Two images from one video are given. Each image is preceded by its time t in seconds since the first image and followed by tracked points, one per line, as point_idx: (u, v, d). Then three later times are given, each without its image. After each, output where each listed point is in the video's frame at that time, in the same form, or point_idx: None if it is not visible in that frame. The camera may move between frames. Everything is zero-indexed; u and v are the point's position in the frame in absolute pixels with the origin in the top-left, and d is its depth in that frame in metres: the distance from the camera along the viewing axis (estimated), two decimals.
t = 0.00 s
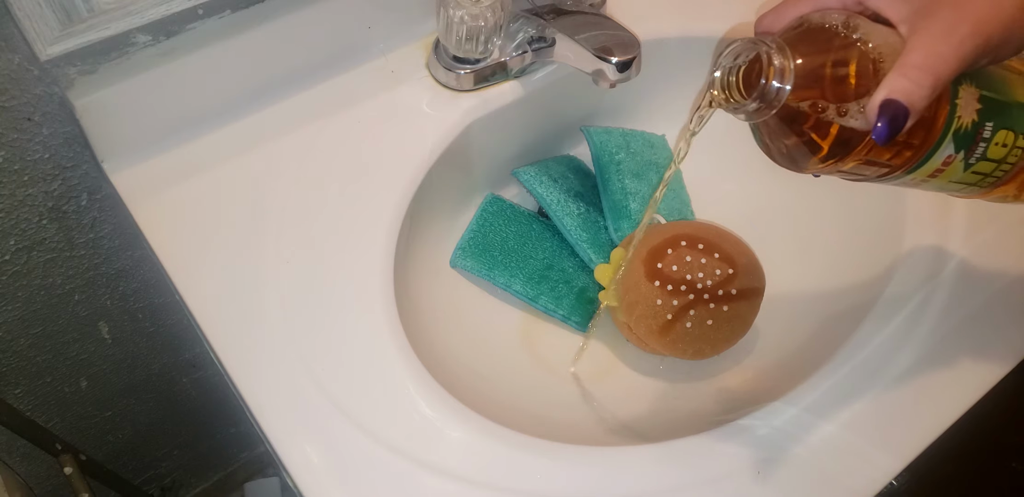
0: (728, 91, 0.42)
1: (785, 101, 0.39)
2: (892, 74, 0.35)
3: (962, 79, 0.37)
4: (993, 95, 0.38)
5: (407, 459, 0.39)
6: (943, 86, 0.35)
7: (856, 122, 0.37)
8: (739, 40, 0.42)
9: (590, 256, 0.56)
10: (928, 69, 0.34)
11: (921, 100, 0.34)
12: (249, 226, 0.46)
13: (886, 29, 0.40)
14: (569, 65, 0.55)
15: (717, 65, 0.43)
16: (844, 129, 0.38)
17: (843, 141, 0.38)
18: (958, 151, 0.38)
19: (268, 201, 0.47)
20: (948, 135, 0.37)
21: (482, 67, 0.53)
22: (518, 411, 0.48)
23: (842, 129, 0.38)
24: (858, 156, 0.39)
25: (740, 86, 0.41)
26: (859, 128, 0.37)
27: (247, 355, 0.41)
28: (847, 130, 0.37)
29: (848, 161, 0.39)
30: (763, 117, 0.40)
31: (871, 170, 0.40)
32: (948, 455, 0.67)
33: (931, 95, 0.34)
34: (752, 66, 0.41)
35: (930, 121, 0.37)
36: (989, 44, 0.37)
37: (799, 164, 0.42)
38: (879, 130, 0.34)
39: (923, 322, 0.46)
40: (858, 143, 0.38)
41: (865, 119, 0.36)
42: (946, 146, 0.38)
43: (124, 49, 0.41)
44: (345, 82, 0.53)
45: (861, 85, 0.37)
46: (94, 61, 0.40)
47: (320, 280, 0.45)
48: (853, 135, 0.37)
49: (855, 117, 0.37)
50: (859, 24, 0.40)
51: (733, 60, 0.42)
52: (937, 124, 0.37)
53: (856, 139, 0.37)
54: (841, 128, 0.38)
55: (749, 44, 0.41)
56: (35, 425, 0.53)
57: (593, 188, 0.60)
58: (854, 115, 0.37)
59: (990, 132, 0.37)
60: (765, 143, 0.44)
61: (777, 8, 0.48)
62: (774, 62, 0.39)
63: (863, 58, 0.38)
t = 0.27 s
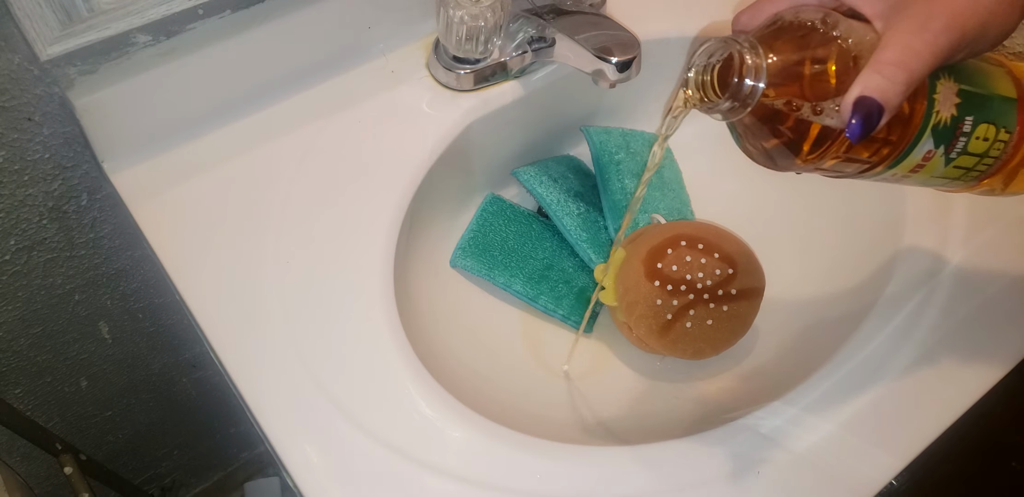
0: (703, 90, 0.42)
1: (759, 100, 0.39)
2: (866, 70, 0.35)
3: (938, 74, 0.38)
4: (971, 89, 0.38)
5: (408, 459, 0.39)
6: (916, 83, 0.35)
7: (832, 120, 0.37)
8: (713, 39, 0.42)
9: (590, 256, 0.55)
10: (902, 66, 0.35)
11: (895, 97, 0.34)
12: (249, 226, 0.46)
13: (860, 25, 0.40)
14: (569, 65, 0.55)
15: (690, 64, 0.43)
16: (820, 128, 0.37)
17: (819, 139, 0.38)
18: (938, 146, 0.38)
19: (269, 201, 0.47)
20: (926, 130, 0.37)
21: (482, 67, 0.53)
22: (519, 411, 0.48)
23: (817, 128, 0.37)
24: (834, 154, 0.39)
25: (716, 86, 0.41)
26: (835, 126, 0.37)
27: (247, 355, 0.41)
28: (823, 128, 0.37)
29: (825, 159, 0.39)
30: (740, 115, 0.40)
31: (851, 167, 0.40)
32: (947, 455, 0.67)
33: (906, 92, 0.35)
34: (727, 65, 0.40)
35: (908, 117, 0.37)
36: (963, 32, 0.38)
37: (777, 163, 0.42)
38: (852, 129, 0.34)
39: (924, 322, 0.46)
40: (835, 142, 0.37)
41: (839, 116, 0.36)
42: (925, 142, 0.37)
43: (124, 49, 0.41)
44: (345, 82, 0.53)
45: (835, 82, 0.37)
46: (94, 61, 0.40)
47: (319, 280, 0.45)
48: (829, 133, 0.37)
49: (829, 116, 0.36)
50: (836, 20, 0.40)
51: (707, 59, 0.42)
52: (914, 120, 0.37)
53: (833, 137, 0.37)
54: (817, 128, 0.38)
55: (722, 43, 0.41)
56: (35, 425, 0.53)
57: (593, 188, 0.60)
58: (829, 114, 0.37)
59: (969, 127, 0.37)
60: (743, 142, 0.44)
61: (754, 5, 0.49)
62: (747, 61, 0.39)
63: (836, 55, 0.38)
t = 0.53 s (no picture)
0: (677, 82, 0.41)
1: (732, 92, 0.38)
2: (840, 60, 0.34)
3: (916, 62, 0.38)
4: (949, 78, 0.38)
5: (408, 459, 0.39)
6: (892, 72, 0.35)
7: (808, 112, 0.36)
8: (685, 30, 0.41)
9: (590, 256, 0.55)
10: (878, 55, 0.34)
11: (869, 87, 0.34)
12: (249, 226, 0.46)
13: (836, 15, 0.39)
14: (568, 65, 0.55)
15: (664, 55, 0.42)
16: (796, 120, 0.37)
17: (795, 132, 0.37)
18: (917, 136, 0.38)
19: (268, 201, 0.47)
20: (904, 120, 0.37)
21: (482, 66, 0.53)
22: (519, 411, 0.48)
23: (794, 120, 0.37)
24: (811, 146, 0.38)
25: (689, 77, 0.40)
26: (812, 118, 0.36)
27: (246, 355, 0.41)
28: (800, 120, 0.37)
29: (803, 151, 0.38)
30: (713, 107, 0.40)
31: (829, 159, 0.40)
32: (947, 455, 0.67)
33: (880, 81, 0.34)
34: (701, 57, 0.40)
35: (885, 107, 0.37)
36: (939, 27, 0.37)
37: (754, 156, 0.41)
38: (826, 120, 0.34)
39: (924, 322, 0.46)
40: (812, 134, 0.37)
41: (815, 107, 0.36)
42: (904, 131, 0.38)
43: (124, 49, 0.41)
44: (344, 82, 0.53)
45: (808, 74, 0.37)
46: (94, 61, 0.40)
47: (319, 280, 0.45)
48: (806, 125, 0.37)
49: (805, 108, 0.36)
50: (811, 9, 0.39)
51: (680, 50, 0.41)
52: (892, 109, 0.37)
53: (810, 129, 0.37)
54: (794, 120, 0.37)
55: (695, 34, 0.40)
56: (35, 425, 0.53)
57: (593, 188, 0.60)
58: (804, 106, 0.36)
59: (948, 116, 0.38)
60: (718, 134, 0.43)
61: None
62: (720, 52, 0.38)
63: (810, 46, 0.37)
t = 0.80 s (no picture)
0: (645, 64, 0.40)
1: (700, 75, 0.38)
2: (810, 43, 0.33)
3: (890, 46, 0.38)
4: (924, 63, 0.38)
5: (408, 459, 0.39)
6: (863, 53, 0.34)
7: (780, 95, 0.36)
8: (653, 12, 0.40)
9: (590, 256, 0.55)
10: (848, 38, 0.34)
11: (838, 69, 0.33)
12: (249, 226, 0.46)
13: None
14: (568, 65, 0.55)
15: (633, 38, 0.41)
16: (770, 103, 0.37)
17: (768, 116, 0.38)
18: (891, 121, 0.38)
19: (268, 201, 0.47)
20: (878, 105, 0.37)
21: (482, 66, 0.53)
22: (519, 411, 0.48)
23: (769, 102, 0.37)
24: (784, 129, 0.38)
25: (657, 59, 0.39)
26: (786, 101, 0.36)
27: (246, 355, 0.41)
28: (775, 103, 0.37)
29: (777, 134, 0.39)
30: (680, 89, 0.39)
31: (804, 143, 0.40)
32: (947, 455, 0.67)
33: (851, 63, 0.34)
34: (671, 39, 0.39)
35: (858, 90, 0.37)
36: (911, 10, 0.37)
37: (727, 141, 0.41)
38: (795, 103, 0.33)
39: (924, 322, 0.46)
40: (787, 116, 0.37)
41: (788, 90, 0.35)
42: (878, 116, 0.38)
43: (125, 49, 0.41)
44: (344, 82, 0.53)
45: (777, 60, 0.37)
46: (95, 61, 0.40)
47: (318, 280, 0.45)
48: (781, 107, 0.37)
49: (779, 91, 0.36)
50: None
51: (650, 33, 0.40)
52: (865, 94, 0.37)
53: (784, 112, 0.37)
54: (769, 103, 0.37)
55: (664, 15, 0.39)
56: (35, 425, 0.53)
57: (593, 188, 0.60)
58: (774, 90, 0.36)
59: (922, 101, 0.38)
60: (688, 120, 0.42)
61: None
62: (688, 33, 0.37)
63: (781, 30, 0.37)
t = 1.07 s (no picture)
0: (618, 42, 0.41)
1: (671, 53, 0.38)
2: (783, 21, 0.33)
3: (868, 26, 0.38)
4: (902, 45, 0.38)
5: (408, 459, 0.39)
6: (835, 32, 0.34)
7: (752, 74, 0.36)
8: None
9: (590, 256, 0.55)
10: (820, 16, 0.33)
11: (810, 48, 0.33)
12: (249, 226, 0.46)
13: None
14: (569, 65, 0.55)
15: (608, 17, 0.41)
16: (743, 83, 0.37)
17: (742, 97, 0.38)
18: (868, 104, 0.38)
19: (268, 200, 0.47)
20: (854, 86, 0.37)
21: (482, 66, 0.53)
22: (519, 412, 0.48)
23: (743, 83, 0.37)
24: (759, 110, 0.39)
25: (630, 38, 0.40)
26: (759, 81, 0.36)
27: (246, 355, 0.41)
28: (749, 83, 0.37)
29: (751, 115, 0.39)
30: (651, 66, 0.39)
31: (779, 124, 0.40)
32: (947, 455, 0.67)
33: (823, 42, 0.34)
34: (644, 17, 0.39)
35: (831, 71, 0.37)
36: None
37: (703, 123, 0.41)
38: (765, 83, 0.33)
39: (924, 321, 0.46)
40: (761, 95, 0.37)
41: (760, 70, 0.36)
42: (855, 98, 0.38)
43: (124, 49, 0.41)
44: (344, 81, 0.53)
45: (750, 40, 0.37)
46: (95, 61, 0.40)
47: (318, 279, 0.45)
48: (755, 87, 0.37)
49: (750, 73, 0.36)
50: None
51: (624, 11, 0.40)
52: (840, 76, 0.37)
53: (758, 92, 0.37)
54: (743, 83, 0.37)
55: None
56: (35, 425, 0.53)
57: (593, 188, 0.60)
58: (746, 71, 0.36)
59: (900, 83, 0.38)
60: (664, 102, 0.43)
61: None
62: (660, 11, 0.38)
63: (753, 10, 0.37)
